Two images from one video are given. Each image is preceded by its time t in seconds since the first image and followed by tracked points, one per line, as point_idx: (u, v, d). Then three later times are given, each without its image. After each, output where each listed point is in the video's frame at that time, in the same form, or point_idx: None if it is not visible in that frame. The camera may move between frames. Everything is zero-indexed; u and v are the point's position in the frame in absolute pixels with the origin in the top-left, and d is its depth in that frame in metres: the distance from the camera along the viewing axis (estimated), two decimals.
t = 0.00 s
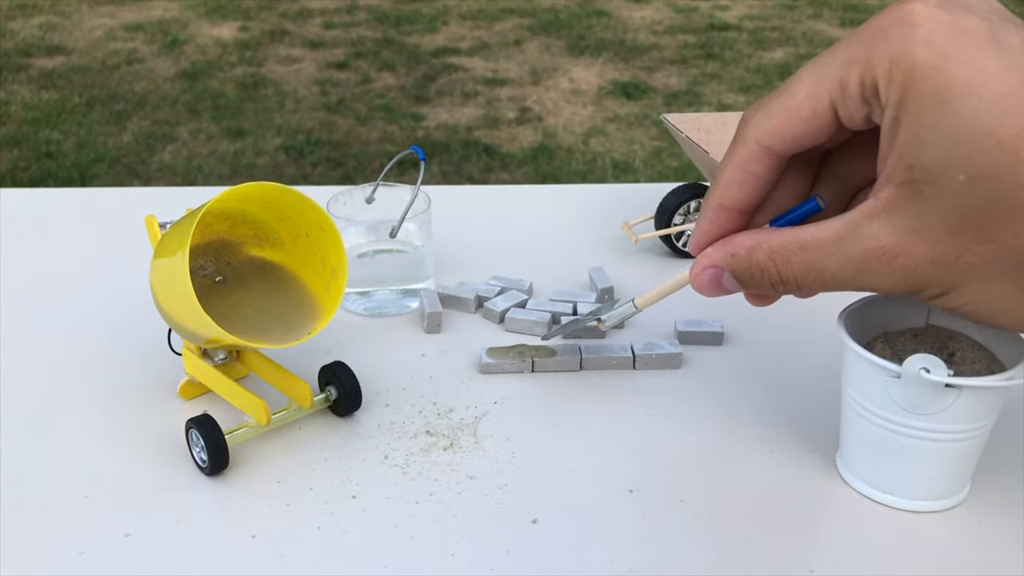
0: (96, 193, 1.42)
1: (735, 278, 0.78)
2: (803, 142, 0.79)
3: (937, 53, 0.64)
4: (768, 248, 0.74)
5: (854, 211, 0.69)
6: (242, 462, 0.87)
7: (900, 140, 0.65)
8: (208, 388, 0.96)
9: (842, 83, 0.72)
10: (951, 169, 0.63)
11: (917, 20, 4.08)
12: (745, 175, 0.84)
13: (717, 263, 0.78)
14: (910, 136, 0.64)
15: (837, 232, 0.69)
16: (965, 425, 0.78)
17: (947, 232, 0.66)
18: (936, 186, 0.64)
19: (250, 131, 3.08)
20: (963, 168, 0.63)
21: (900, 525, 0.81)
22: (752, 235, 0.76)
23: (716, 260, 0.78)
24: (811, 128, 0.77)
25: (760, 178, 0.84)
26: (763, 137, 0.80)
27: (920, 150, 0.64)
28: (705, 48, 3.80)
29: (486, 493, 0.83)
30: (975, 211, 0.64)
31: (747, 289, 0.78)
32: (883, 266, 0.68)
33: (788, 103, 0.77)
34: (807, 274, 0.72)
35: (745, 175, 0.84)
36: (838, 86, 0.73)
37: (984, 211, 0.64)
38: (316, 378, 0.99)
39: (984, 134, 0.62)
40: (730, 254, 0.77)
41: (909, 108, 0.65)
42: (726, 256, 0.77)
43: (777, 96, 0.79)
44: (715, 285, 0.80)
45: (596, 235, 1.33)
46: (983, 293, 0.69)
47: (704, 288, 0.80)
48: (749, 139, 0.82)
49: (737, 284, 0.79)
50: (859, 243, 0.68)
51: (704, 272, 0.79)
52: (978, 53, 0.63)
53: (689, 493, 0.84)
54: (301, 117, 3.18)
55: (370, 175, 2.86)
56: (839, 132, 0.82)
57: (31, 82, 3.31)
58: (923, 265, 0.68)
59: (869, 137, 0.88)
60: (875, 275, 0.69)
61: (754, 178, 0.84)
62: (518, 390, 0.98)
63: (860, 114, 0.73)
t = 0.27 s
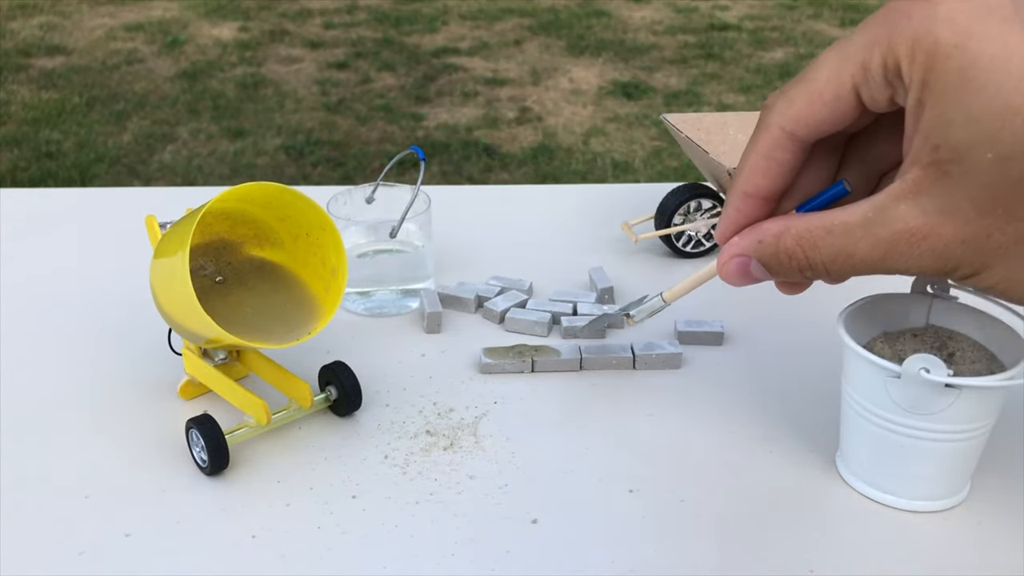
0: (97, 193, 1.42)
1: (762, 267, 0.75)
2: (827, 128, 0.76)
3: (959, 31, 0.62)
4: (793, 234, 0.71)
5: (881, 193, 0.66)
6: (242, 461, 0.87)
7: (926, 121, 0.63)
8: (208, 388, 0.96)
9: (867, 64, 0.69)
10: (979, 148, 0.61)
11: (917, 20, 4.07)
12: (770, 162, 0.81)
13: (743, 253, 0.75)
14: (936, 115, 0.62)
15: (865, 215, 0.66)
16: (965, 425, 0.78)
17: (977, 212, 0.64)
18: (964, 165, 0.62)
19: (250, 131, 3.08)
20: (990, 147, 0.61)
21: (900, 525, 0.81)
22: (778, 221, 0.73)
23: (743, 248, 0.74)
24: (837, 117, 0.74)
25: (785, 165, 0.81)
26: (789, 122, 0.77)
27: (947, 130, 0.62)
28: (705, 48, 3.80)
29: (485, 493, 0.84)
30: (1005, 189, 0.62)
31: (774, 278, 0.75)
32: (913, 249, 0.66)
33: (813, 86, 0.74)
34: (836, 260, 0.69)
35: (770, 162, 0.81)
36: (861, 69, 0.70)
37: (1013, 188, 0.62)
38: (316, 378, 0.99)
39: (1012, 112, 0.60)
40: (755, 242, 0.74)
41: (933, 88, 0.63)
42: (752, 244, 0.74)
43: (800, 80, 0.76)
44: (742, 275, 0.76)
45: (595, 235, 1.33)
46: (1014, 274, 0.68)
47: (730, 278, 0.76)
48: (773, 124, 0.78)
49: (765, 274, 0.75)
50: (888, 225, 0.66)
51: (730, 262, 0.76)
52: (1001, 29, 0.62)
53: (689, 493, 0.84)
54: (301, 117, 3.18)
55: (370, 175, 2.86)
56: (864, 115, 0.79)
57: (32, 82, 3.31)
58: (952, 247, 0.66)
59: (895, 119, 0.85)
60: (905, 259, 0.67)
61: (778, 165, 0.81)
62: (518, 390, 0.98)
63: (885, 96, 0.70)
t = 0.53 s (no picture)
0: (97, 193, 1.42)
1: (715, 183, 0.71)
2: (841, 28, 0.79)
3: None
4: (767, 156, 0.67)
5: (890, 126, 0.63)
6: (242, 461, 0.87)
7: (973, 50, 0.60)
8: (208, 388, 0.96)
9: None
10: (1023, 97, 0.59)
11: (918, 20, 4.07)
12: (763, 64, 0.84)
13: (697, 163, 0.71)
14: (984, 49, 0.60)
15: (862, 147, 0.63)
16: (965, 426, 0.79)
17: (998, 167, 0.61)
18: (1001, 112, 0.59)
19: (250, 131, 3.08)
20: None
21: (900, 525, 0.81)
22: (747, 137, 0.69)
23: (695, 161, 0.71)
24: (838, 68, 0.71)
25: (776, 70, 0.84)
26: (797, 19, 0.80)
27: (992, 69, 0.59)
28: (705, 48, 3.80)
29: (486, 493, 0.84)
30: None
31: (726, 200, 0.72)
32: (908, 196, 0.63)
33: None
34: (810, 193, 0.65)
35: (764, 64, 0.83)
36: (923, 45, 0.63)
37: None
38: (316, 378, 0.99)
39: None
40: (717, 155, 0.70)
41: (990, 19, 0.60)
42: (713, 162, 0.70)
43: None
44: (689, 190, 0.72)
45: (595, 235, 1.33)
46: (1012, 241, 0.67)
47: (673, 189, 0.73)
48: (780, 17, 0.81)
49: (714, 193, 0.72)
50: (889, 165, 0.62)
51: (679, 173, 0.72)
52: None
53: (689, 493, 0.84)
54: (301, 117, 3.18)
55: (370, 175, 2.86)
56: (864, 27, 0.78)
57: (32, 82, 3.31)
58: (957, 201, 0.63)
59: (881, 49, 0.90)
60: (898, 206, 0.63)
61: (769, 69, 0.84)
62: (518, 390, 0.98)
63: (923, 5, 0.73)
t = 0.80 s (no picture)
0: (97, 193, 1.41)
1: (480, 255, 0.67)
2: None
3: (736, 22, 0.52)
4: (517, 228, 0.63)
5: (624, 197, 0.58)
6: (242, 461, 0.87)
7: (683, 120, 0.53)
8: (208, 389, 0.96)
9: None
10: (741, 167, 0.51)
11: (918, 19, 4.06)
12: None
13: (459, 238, 0.66)
14: (697, 119, 0.52)
15: (603, 219, 0.59)
16: (965, 425, 0.79)
17: (725, 237, 0.55)
18: (724, 182, 0.53)
19: (250, 131, 3.08)
20: (754, 167, 0.51)
21: (900, 525, 0.81)
22: (501, 208, 0.65)
23: (454, 234, 0.66)
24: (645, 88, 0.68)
25: None
26: None
27: (700, 141, 0.52)
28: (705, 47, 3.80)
29: (486, 493, 0.83)
30: (776, 216, 0.53)
31: (494, 267, 0.67)
32: (650, 268, 0.58)
33: None
34: (562, 264, 0.62)
35: None
36: (609, 45, 0.59)
37: (782, 218, 0.53)
38: (316, 378, 0.99)
39: (783, 129, 0.50)
40: (474, 227, 0.66)
41: (695, 88, 0.53)
42: (585, 70, 0.61)
43: None
44: (459, 261, 0.68)
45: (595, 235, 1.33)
46: (764, 302, 0.58)
47: (446, 264, 0.68)
48: None
49: (484, 262, 0.68)
50: (624, 239, 0.58)
51: (445, 248, 0.67)
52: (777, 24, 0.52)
53: (689, 493, 0.84)
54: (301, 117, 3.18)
55: (370, 175, 2.86)
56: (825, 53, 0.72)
57: (31, 82, 3.31)
58: (695, 271, 0.57)
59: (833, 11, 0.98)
60: (640, 280, 0.59)
61: None
62: (518, 390, 0.98)
63: None
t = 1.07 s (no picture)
0: (96, 193, 1.41)
1: (410, 277, 0.66)
2: None
3: (607, 65, 0.50)
4: (439, 253, 0.62)
5: (529, 226, 0.57)
6: (242, 461, 0.87)
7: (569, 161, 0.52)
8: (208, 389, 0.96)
9: None
10: (627, 202, 0.51)
11: (918, 18, 4.06)
12: None
13: (388, 261, 0.65)
14: (581, 159, 0.51)
15: (511, 248, 0.58)
16: (966, 424, 0.78)
17: (620, 264, 0.55)
18: (610, 216, 0.52)
19: (250, 131, 3.07)
20: (635, 203, 0.51)
21: (901, 525, 0.81)
22: (424, 233, 0.63)
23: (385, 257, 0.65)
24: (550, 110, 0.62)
25: None
26: None
27: (590, 178, 0.51)
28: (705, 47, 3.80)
29: (485, 493, 0.83)
30: (659, 246, 0.53)
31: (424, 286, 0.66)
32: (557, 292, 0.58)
33: None
34: (482, 287, 0.61)
35: None
36: (498, 89, 0.54)
37: (666, 247, 0.53)
38: (316, 378, 0.99)
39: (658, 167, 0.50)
40: (401, 252, 0.64)
41: (575, 128, 0.51)
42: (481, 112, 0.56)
43: None
44: (390, 280, 0.67)
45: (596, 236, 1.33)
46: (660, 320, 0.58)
47: (382, 284, 0.67)
48: None
49: (412, 282, 0.67)
50: (535, 266, 0.57)
51: (377, 269, 0.66)
52: (652, 65, 0.50)
53: (689, 493, 0.84)
54: (301, 117, 3.18)
55: (370, 175, 2.86)
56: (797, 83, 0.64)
57: (31, 82, 3.30)
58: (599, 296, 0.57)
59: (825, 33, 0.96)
60: (552, 300, 0.59)
61: None
62: (518, 390, 0.98)
63: None
